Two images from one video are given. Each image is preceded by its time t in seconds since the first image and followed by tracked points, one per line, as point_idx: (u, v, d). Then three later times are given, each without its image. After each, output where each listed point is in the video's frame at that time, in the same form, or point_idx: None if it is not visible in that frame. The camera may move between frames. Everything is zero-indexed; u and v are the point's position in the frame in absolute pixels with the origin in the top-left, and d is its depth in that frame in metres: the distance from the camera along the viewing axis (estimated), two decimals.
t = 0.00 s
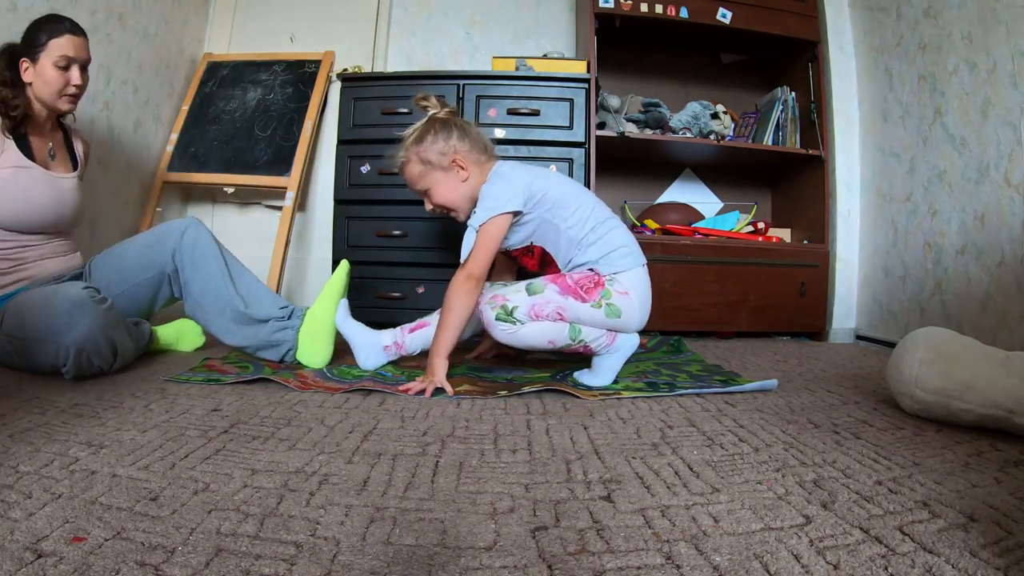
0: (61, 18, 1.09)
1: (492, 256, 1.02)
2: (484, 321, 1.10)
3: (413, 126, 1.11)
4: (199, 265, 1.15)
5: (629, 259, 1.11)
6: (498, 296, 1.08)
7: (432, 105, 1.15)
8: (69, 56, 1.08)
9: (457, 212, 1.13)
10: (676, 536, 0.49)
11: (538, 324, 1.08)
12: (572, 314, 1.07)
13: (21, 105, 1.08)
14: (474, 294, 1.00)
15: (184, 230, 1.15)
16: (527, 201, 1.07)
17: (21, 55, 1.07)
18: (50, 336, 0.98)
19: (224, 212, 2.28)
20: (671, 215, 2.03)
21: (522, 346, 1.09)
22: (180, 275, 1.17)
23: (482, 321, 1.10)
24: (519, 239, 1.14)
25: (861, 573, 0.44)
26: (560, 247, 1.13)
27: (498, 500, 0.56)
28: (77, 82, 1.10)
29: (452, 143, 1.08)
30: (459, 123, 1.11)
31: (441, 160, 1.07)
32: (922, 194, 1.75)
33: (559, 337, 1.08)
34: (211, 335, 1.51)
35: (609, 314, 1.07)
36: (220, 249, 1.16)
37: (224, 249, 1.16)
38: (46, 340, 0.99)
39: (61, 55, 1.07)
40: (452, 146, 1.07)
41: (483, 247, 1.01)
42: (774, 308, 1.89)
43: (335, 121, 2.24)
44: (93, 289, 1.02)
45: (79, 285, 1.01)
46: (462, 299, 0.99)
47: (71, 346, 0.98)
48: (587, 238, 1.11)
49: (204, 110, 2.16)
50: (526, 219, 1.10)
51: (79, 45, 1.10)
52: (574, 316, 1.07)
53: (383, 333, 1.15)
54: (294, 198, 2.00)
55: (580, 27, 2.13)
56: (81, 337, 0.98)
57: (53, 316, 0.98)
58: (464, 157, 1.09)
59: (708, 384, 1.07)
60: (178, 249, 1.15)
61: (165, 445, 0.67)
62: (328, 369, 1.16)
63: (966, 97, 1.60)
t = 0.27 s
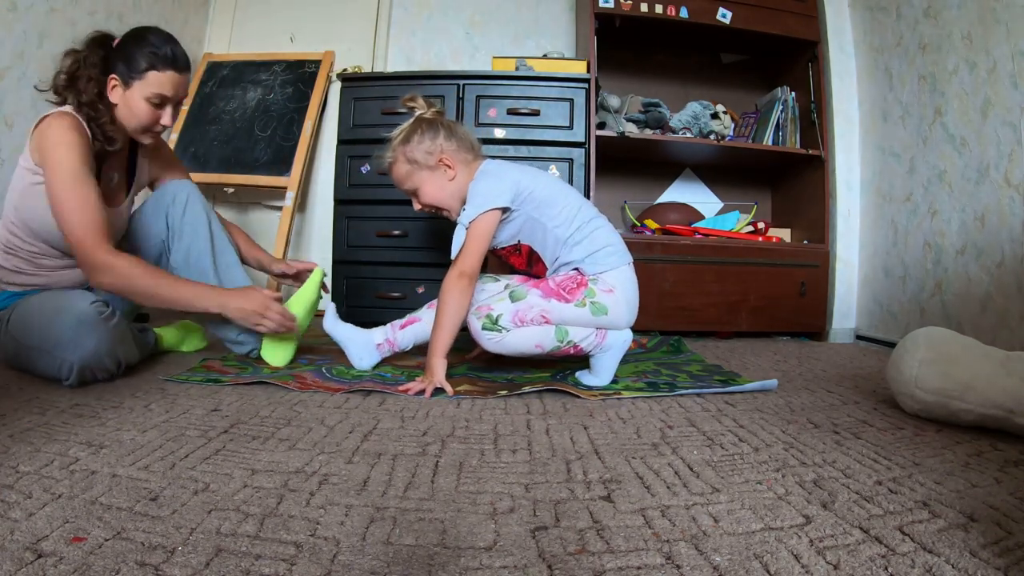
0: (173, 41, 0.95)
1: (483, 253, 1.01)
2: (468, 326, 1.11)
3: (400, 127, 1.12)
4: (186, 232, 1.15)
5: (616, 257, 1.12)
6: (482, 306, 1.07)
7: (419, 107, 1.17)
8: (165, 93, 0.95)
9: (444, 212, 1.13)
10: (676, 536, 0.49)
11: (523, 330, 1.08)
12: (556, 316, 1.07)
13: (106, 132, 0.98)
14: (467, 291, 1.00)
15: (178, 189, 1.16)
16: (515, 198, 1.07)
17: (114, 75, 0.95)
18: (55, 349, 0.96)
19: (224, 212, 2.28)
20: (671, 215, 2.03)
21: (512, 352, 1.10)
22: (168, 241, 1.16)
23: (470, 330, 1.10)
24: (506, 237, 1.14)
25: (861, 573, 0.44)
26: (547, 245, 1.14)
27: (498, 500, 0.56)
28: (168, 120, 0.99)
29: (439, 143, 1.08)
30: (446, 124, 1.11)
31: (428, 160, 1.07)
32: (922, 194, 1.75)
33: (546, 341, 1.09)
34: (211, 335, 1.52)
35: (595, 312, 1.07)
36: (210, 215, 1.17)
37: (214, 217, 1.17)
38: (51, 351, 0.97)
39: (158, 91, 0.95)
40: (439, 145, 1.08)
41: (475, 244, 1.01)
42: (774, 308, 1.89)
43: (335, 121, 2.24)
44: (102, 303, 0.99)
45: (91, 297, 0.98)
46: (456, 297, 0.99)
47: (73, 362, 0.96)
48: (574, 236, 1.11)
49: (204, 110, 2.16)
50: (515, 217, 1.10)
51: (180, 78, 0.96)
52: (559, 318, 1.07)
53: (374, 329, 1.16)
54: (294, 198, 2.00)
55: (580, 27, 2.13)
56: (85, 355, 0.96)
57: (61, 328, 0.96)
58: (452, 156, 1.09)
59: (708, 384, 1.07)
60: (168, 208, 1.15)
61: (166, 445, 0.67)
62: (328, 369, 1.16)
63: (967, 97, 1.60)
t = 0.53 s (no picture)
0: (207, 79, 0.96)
1: (483, 252, 1.02)
2: (460, 335, 1.10)
3: (393, 124, 1.12)
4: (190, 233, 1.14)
5: (603, 263, 1.14)
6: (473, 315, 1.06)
7: (412, 102, 1.15)
8: (196, 133, 0.98)
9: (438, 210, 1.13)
10: (676, 536, 0.49)
11: (516, 333, 1.06)
12: (547, 315, 1.06)
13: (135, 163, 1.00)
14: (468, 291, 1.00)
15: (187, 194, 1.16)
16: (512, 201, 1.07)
17: (143, 108, 0.95)
18: (60, 353, 0.96)
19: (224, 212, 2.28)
20: (671, 215, 2.03)
21: (508, 359, 1.07)
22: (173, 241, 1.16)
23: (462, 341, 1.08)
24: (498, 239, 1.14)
25: (860, 573, 0.44)
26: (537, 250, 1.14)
27: (498, 500, 0.56)
28: (197, 158, 1.01)
29: (435, 140, 1.08)
30: (441, 122, 1.11)
31: (424, 158, 1.07)
32: (922, 194, 1.75)
33: (540, 341, 1.06)
34: (211, 335, 1.52)
35: (584, 308, 1.08)
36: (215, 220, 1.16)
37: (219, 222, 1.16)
38: (55, 356, 0.96)
39: (189, 132, 0.97)
40: (435, 143, 1.08)
41: (474, 243, 1.02)
42: (774, 308, 1.89)
43: (335, 121, 2.24)
44: (109, 308, 0.99)
45: (100, 301, 0.98)
46: (457, 296, 0.99)
47: (78, 367, 0.95)
48: (564, 241, 1.12)
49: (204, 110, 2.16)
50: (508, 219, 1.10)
51: (210, 119, 0.98)
52: (549, 317, 1.06)
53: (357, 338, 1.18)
54: (294, 198, 2.00)
55: (580, 27, 2.13)
56: (91, 359, 0.95)
57: (70, 332, 0.96)
58: (447, 155, 1.09)
59: (708, 384, 1.07)
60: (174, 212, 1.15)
61: (166, 445, 0.67)
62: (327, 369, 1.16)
63: (967, 97, 1.60)
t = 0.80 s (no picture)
0: (197, 74, 0.95)
1: (481, 254, 1.01)
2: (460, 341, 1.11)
3: (397, 128, 1.12)
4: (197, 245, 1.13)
5: (606, 262, 1.13)
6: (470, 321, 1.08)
7: (417, 107, 1.17)
8: (187, 127, 0.96)
9: (440, 212, 1.13)
10: (676, 536, 0.49)
11: (511, 339, 1.07)
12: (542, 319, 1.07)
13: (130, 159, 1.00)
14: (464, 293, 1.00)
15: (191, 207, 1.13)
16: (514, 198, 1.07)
17: (133, 105, 0.95)
18: (65, 353, 0.96)
19: (224, 212, 2.28)
20: (671, 216, 2.03)
21: (503, 366, 1.08)
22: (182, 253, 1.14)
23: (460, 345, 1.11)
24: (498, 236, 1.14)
25: (861, 573, 0.44)
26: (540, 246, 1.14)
27: (498, 500, 0.56)
28: (189, 154, 1.00)
29: (435, 141, 1.08)
30: (442, 123, 1.11)
31: (424, 159, 1.07)
32: (922, 194, 1.75)
33: (534, 348, 1.07)
34: (211, 335, 1.52)
35: (582, 311, 1.07)
36: (221, 229, 1.15)
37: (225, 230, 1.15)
38: (60, 356, 0.96)
39: (179, 126, 0.96)
40: (435, 144, 1.08)
41: (473, 245, 1.01)
42: (774, 308, 1.89)
43: (335, 121, 2.24)
44: (113, 308, 0.99)
45: (104, 301, 0.98)
46: (455, 299, 0.99)
47: (84, 366, 0.95)
48: (567, 239, 1.12)
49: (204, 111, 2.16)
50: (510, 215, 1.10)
51: (201, 114, 0.97)
52: (545, 321, 1.07)
53: (353, 339, 1.16)
54: (294, 198, 2.00)
55: (580, 27, 2.13)
56: (98, 358, 0.96)
57: (74, 331, 0.96)
58: (448, 155, 1.09)
59: (708, 384, 1.07)
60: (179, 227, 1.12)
61: (165, 445, 0.67)
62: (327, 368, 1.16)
63: (967, 97, 1.60)
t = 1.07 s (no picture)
0: (195, 75, 0.95)
1: (486, 257, 1.01)
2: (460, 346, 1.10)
3: (396, 122, 1.12)
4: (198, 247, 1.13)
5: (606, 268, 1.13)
6: (471, 328, 1.06)
7: (415, 100, 1.15)
8: (189, 127, 0.96)
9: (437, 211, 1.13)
10: (676, 536, 0.49)
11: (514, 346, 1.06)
12: (544, 325, 1.06)
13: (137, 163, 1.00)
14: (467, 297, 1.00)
15: (190, 208, 1.14)
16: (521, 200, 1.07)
17: (135, 109, 0.94)
18: (64, 349, 0.96)
19: (224, 212, 2.28)
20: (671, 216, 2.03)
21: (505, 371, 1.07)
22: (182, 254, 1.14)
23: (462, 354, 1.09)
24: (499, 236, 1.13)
25: (860, 573, 0.44)
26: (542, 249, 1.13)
27: (498, 500, 0.56)
28: (194, 153, 1.00)
29: (436, 140, 1.08)
30: (442, 122, 1.11)
31: (424, 158, 1.07)
32: (922, 194, 1.75)
33: (535, 354, 1.05)
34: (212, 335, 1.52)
35: (583, 316, 1.07)
36: (222, 231, 1.15)
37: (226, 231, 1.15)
38: (60, 353, 0.96)
39: (182, 127, 0.95)
40: (436, 144, 1.08)
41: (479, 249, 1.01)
42: (774, 308, 1.89)
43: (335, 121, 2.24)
44: (114, 306, 0.99)
45: (105, 299, 0.98)
46: (459, 304, 0.99)
47: (83, 363, 0.95)
48: (570, 243, 1.12)
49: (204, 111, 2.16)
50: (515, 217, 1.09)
51: (203, 113, 0.97)
52: (547, 326, 1.06)
53: (351, 339, 1.13)
54: (294, 198, 2.00)
55: (580, 27, 2.13)
56: (96, 355, 0.95)
57: (74, 328, 0.96)
58: (448, 155, 1.09)
59: (708, 384, 1.07)
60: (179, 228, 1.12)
61: (165, 445, 0.67)
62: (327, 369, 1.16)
63: (967, 97, 1.60)
